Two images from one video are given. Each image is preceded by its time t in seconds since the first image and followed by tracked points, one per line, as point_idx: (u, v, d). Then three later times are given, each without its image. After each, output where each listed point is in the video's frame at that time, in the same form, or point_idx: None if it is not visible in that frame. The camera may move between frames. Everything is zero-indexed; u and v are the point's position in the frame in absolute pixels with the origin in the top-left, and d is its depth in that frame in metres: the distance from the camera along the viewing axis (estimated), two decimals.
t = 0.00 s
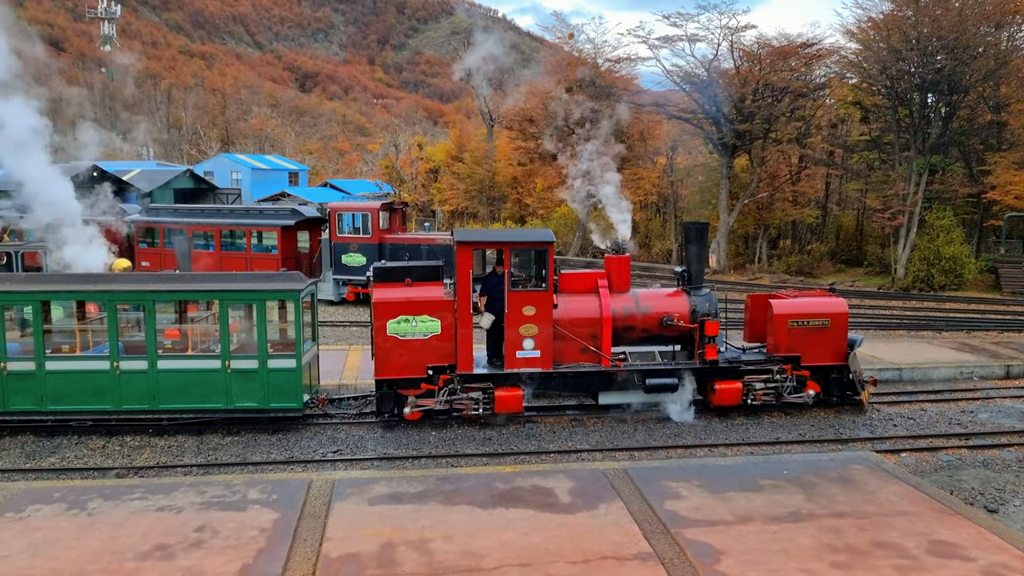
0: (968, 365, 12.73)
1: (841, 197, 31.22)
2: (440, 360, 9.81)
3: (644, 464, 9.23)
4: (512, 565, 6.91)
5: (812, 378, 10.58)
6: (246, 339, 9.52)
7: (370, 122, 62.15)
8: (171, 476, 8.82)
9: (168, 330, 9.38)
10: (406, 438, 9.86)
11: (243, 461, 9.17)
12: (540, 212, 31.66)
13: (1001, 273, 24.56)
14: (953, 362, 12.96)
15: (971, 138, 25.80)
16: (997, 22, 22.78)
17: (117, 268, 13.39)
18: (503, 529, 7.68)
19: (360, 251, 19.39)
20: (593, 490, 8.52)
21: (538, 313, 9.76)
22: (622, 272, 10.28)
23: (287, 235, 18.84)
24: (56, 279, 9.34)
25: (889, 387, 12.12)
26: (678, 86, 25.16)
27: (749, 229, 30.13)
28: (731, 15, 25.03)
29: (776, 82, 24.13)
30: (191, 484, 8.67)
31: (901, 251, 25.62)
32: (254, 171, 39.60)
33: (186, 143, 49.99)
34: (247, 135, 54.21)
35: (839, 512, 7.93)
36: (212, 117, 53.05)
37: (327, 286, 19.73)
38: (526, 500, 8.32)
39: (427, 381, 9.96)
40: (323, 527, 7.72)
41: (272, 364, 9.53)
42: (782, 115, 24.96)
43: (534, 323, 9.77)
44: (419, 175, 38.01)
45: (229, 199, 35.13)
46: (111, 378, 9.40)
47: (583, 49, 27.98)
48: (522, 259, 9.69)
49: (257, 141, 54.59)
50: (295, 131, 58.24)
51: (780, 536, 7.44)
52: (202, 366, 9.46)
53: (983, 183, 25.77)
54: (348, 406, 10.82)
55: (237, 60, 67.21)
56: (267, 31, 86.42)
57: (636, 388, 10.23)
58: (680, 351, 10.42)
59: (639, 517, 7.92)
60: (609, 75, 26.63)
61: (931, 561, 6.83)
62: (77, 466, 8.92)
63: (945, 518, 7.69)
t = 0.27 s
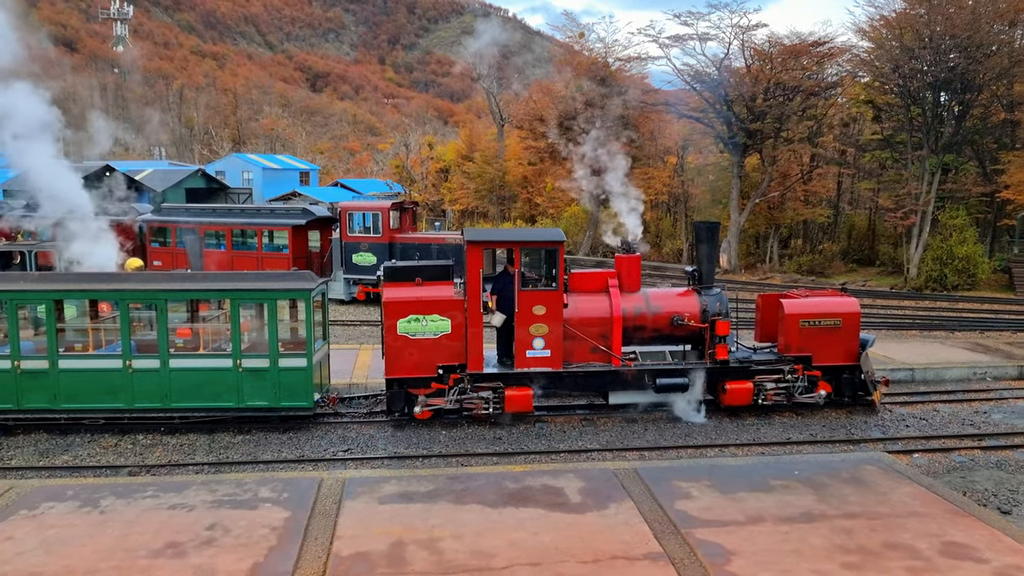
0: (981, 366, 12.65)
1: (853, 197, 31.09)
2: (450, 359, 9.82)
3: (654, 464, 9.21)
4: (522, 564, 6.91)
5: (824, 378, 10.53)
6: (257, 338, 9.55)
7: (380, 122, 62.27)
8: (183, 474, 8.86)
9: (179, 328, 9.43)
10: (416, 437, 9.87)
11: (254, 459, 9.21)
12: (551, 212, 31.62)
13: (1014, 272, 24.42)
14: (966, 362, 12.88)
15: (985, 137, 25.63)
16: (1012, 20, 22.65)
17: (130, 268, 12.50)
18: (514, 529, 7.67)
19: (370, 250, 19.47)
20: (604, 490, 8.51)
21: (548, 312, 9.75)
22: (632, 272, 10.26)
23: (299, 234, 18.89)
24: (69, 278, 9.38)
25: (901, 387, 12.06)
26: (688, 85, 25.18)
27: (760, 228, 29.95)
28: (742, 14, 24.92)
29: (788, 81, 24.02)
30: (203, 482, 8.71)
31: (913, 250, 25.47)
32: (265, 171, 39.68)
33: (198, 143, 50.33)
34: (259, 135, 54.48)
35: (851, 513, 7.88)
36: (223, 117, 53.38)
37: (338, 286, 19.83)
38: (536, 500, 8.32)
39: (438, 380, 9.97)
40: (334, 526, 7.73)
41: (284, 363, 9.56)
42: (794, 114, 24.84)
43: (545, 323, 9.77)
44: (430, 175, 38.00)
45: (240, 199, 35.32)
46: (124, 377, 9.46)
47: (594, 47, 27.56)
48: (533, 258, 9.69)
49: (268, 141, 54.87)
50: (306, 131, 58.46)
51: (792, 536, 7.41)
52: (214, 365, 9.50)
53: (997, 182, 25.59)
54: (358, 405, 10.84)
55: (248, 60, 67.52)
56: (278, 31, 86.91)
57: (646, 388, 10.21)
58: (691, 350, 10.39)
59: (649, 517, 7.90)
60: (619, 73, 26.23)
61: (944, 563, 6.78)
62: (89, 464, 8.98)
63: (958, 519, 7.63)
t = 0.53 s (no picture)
0: (994, 366, 12.56)
1: (865, 197, 31.03)
2: (459, 359, 9.82)
3: (664, 465, 9.19)
4: (531, 565, 6.90)
5: (835, 379, 10.47)
6: (267, 337, 9.56)
7: (391, 122, 62.33)
8: (194, 473, 8.90)
9: (191, 328, 9.47)
10: (426, 437, 9.87)
11: (264, 459, 9.24)
12: (561, 211, 31.59)
13: None
14: (978, 363, 12.79)
15: (997, 136, 25.53)
16: None
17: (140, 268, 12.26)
18: (523, 529, 7.66)
19: (379, 250, 19.41)
20: (614, 491, 8.49)
21: (558, 312, 9.74)
22: (642, 272, 10.23)
23: (309, 234, 18.99)
24: (81, 277, 9.43)
25: (913, 388, 11.98)
26: (699, 85, 25.11)
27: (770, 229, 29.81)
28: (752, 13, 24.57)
29: (799, 80, 24.05)
30: (213, 481, 8.74)
31: (924, 250, 25.33)
32: (276, 171, 39.83)
33: (209, 144, 50.71)
34: (270, 135, 54.78)
35: (862, 515, 7.84)
36: (234, 118, 53.74)
37: (348, 286, 19.91)
38: (546, 500, 8.31)
39: (447, 380, 9.97)
40: (343, 525, 7.74)
41: (294, 363, 9.57)
42: (805, 114, 24.75)
43: (554, 323, 9.76)
44: (440, 174, 37.92)
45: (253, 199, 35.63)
46: (135, 376, 9.51)
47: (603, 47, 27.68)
48: (542, 258, 9.68)
49: (279, 142, 55.13)
50: (316, 132, 58.62)
51: (802, 538, 7.37)
52: (225, 364, 9.53)
53: (1009, 182, 25.44)
54: (368, 405, 10.86)
55: (259, 61, 67.90)
56: (290, 31, 87.43)
57: (656, 388, 10.18)
58: (701, 351, 10.35)
59: (659, 518, 7.88)
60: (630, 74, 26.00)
61: (956, 565, 6.73)
62: (101, 463, 9.02)
63: (970, 521, 7.58)
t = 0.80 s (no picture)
0: (1017, 368, 12.39)
1: (883, 196, 30.87)
2: (475, 359, 9.82)
3: (680, 466, 9.15)
4: (546, 566, 6.88)
5: (853, 380, 10.38)
6: (284, 337, 9.59)
7: (406, 122, 62.46)
8: (211, 472, 8.95)
9: (208, 328, 9.53)
10: (441, 437, 9.89)
11: (281, 458, 9.28)
12: (576, 212, 31.44)
13: None
14: (1000, 364, 12.63)
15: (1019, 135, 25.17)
16: None
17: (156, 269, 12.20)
18: (538, 529, 7.65)
19: (395, 251, 19.59)
20: (629, 492, 8.46)
21: (573, 313, 9.73)
22: (659, 272, 10.17)
23: (325, 234, 19.08)
24: (100, 277, 9.52)
25: (933, 389, 11.85)
26: (715, 84, 24.76)
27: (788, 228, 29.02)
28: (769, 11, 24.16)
29: (817, 79, 23.66)
30: (230, 480, 8.79)
31: (944, 250, 25.04)
32: (293, 171, 39.90)
33: (226, 145, 51.19)
34: (286, 136, 55.10)
35: (881, 517, 7.76)
36: (251, 119, 54.22)
37: (364, 286, 19.93)
38: (561, 500, 8.29)
39: (463, 380, 9.98)
40: (359, 524, 7.77)
41: (310, 363, 9.60)
42: (823, 113, 24.45)
43: (570, 323, 9.74)
44: (455, 175, 37.92)
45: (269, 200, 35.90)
46: (154, 375, 9.58)
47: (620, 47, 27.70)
48: (558, 258, 9.67)
49: (296, 142, 55.51)
50: (333, 132, 58.63)
51: (820, 540, 7.31)
52: (242, 364, 9.58)
53: None
54: (384, 405, 10.88)
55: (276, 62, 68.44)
56: (306, 32, 88.02)
57: (672, 389, 10.14)
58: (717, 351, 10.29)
59: (675, 519, 7.85)
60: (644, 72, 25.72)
61: (976, 569, 6.65)
62: (120, 461, 9.11)
63: (991, 525, 7.48)
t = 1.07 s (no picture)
0: None
1: (909, 195, 30.42)
2: (496, 359, 9.82)
3: (702, 467, 9.10)
4: (567, 566, 6.86)
5: (878, 382, 10.26)
6: (306, 336, 9.65)
7: (429, 122, 62.48)
8: (235, 470, 9.02)
9: (232, 327, 9.60)
10: (462, 437, 9.90)
11: (303, 457, 9.32)
12: (597, 211, 31.20)
13: None
14: None
15: None
16: None
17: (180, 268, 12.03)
18: (559, 530, 7.63)
19: (417, 251, 19.36)
20: (651, 493, 8.42)
21: (595, 313, 9.70)
22: (680, 272, 10.11)
23: (348, 234, 19.21)
24: (127, 277, 9.63)
25: (960, 392, 11.69)
26: (738, 83, 24.66)
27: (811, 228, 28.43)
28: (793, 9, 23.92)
29: (841, 77, 23.35)
30: (253, 478, 8.85)
31: (971, 250, 24.68)
32: (316, 171, 39.81)
33: (250, 146, 51.94)
34: (309, 136, 55.56)
35: (906, 520, 7.67)
36: (274, 120, 54.79)
37: (385, 286, 20.02)
38: (582, 501, 8.27)
39: (484, 380, 9.98)
40: (381, 523, 7.79)
41: (332, 362, 9.64)
42: (848, 111, 24.06)
43: (591, 323, 9.71)
44: (476, 175, 37.92)
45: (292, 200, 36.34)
46: (178, 374, 9.67)
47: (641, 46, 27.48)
48: (579, 258, 9.65)
49: (318, 142, 55.93)
50: (356, 133, 57.96)
51: (843, 543, 7.23)
52: (265, 363, 9.64)
53: None
54: (405, 404, 10.91)
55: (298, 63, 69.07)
56: (328, 33, 88.81)
57: (694, 389, 10.08)
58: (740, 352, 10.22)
59: (697, 521, 7.79)
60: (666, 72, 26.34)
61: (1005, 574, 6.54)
62: (145, 459, 9.20)
63: (1020, 530, 7.36)
